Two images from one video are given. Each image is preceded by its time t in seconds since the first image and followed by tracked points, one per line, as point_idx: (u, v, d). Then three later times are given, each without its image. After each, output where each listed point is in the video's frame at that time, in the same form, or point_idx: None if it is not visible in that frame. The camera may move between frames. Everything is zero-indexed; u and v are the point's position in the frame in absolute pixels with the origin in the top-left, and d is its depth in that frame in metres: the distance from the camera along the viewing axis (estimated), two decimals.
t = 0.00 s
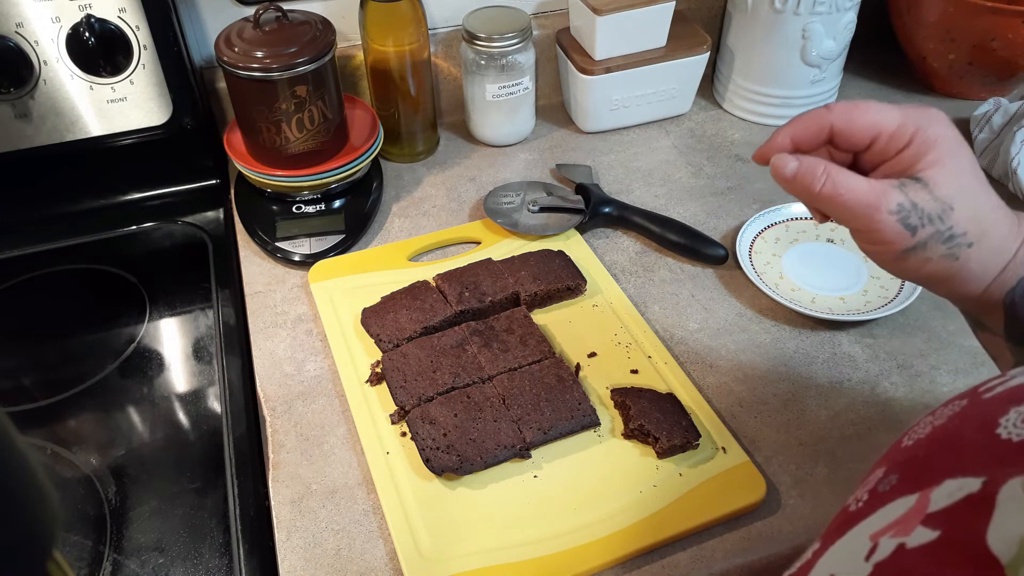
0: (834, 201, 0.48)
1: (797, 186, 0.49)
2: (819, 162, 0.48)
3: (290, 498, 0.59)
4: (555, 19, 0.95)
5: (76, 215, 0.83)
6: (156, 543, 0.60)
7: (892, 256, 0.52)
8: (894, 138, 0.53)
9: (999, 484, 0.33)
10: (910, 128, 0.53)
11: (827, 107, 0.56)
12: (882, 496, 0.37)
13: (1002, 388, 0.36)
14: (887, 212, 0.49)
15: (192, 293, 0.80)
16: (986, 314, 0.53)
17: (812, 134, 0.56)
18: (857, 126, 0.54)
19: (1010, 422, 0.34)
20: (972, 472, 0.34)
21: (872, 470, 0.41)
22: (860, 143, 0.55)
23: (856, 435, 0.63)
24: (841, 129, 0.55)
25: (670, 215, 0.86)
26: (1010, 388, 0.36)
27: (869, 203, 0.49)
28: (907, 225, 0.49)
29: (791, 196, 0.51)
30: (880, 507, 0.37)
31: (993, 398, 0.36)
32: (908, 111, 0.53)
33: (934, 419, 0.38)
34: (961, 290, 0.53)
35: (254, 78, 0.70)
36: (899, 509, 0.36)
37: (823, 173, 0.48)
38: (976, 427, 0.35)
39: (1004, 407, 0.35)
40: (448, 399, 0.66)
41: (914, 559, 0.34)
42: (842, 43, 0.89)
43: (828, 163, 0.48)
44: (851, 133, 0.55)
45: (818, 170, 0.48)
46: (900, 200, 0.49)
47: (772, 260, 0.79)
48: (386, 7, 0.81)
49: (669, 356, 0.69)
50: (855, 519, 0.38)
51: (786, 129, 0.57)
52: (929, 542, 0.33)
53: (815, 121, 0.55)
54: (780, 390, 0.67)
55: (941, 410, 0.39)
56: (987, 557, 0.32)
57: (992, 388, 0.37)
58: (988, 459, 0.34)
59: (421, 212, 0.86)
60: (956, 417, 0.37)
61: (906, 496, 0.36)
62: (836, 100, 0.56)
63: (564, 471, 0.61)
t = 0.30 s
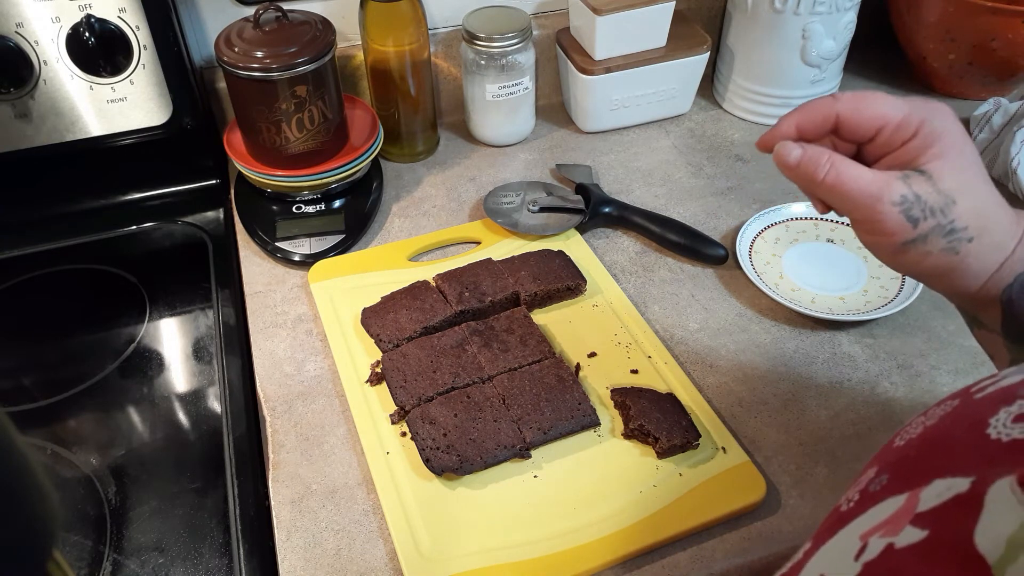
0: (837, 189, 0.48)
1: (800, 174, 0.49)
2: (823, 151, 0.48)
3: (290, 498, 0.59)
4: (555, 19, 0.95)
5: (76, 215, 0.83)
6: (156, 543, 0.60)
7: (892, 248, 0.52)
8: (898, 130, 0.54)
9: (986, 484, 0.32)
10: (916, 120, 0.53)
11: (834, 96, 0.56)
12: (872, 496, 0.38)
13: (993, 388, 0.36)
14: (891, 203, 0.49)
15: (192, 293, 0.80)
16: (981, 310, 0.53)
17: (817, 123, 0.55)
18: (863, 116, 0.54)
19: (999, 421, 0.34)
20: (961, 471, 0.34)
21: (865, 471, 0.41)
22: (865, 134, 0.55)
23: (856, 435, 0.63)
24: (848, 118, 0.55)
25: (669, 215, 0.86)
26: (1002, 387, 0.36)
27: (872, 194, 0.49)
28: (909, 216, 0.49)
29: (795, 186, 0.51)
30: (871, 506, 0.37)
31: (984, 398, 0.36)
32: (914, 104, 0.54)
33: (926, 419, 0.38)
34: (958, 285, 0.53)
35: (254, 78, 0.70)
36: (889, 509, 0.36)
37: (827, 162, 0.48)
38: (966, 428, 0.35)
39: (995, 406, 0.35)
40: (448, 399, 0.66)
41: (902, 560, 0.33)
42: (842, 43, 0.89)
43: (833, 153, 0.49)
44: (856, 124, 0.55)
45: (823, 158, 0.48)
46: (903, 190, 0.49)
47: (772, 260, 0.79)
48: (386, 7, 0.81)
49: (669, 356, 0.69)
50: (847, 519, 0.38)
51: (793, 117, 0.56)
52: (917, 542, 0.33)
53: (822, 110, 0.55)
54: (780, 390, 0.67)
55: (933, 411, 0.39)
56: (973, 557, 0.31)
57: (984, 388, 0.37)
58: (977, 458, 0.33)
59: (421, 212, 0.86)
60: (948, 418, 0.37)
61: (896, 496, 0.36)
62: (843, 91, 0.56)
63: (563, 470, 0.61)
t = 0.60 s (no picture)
0: (831, 188, 0.50)
1: (795, 177, 0.51)
2: (815, 153, 0.50)
3: (291, 498, 0.60)
4: (555, 19, 0.95)
5: (76, 215, 0.83)
6: (156, 543, 0.60)
7: (887, 243, 0.53)
8: (887, 129, 0.54)
9: (987, 483, 0.33)
10: (903, 118, 0.53)
11: (823, 100, 0.57)
12: (872, 495, 0.37)
13: (993, 386, 0.35)
14: (883, 197, 0.50)
15: (192, 293, 0.80)
16: (979, 309, 0.52)
17: (809, 126, 0.57)
18: (851, 117, 0.55)
19: (999, 420, 0.34)
20: (962, 471, 0.34)
21: (864, 470, 0.41)
22: (855, 135, 0.56)
23: (856, 435, 0.63)
24: (837, 120, 0.56)
25: (669, 215, 0.86)
26: (1002, 386, 0.35)
27: (865, 189, 0.50)
28: (902, 209, 0.50)
29: (791, 188, 0.53)
30: (872, 505, 0.37)
31: (983, 397, 0.35)
32: (901, 103, 0.54)
33: (925, 418, 0.38)
34: (955, 281, 0.53)
35: (254, 78, 0.70)
36: (888, 508, 0.36)
37: (819, 162, 0.49)
38: (965, 427, 0.35)
39: (994, 406, 0.34)
40: (448, 399, 0.66)
41: (901, 559, 0.34)
42: (842, 43, 0.89)
43: (824, 154, 0.50)
44: (845, 124, 0.56)
45: (815, 160, 0.49)
46: (895, 184, 0.50)
47: (772, 260, 0.79)
48: (386, 7, 0.81)
49: (669, 356, 0.69)
50: (846, 518, 0.38)
51: (784, 122, 0.59)
52: (917, 541, 0.34)
53: (811, 113, 0.57)
54: (780, 390, 0.67)
55: (933, 409, 0.38)
56: (974, 556, 0.32)
57: (983, 386, 0.36)
58: (978, 458, 0.33)
59: (421, 212, 0.86)
60: (947, 417, 0.36)
61: (896, 495, 0.36)
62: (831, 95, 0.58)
63: (563, 470, 0.61)
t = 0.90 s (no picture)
0: (831, 188, 0.49)
1: (795, 177, 0.50)
2: (814, 153, 0.49)
3: (290, 498, 0.60)
4: (555, 19, 0.95)
5: (76, 215, 0.83)
6: (156, 543, 0.60)
7: (887, 243, 0.53)
8: (887, 129, 0.54)
9: (993, 483, 0.32)
10: (903, 118, 0.53)
11: (823, 100, 0.57)
12: (877, 495, 0.37)
13: (998, 387, 0.35)
14: (883, 197, 0.50)
15: (192, 293, 0.80)
16: (980, 308, 0.52)
17: (809, 127, 0.57)
18: (851, 117, 0.55)
19: (1004, 420, 0.33)
20: (967, 470, 0.34)
21: (869, 469, 0.41)
22: (855, 135, 0.56)
23: (855, 435, 0.63)
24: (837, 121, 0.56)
25: (669, 215, 0.86)
26: (1006, 386, 0.35)
27: (866, 189, 0.49)
28: (902, 209, 0.50)
29: (790, 189, 0.52)
30: (877, 504, 0.37)
31: (988, 397, 0.35)
32: (900, 103, 0.54)
33: (930, 417, 0.38)
34: (956, 281, 0.53)
35: (254, 78, 0.70)
36: (893, 507, 0.36)
37: (819, 163, 0.49)
38: (970, 427, 0.35)
39: (999, 406, 0.34)
40: (447, 399, 0.66)
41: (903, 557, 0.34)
42: (842, 43, 0.89)
43: (824, 154, 0.50)
44: (845, 125, 0.56)
45: (815, 161, 0.49)
46: (895, 184, 0.50)
47: (772, 260, 0.79)
48: (387, 7, 0.81)
49: (669, 356, 0.69)
50: (850, 517, 0.38)
51: (784, 124, 0.59)
52: (922, 540, 0.34)
53: (811, 114, 0.57)
54: (780, 390, 0.67)
55: (937, 409, 0.38)
56: (979, 555, 0.32)
57: (988, 386, 0.36)
58: (982, 457, 0.33)
59: (421, 212, 0.86)
60: (951, 417, 0.36)
61: (901, 494, 0.36)
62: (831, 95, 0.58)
63: (564, 470, 0.61)
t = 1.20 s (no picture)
0: (831, 196, 0.49)
1: (795, 186, 0.50)
2: (814, 161, 0.49)
3: (290, 498, 0.59)
4: (555, 19, 0.95)
5: (76, 215, 0.83)
6: (156, 543, 0.60)
7: (888, 251, 0.53)
8: (885, 136, 0.54)
9: (996, 485, 0.33)
10: (901, 126, 0.53)
11: (820, 109, 0.57)
12: (879, 496, 0.37)
13: (1000, 389, 0.36)
14: (883, 205, 0.50)
15: (192, 293, 0.80)
16: (982, 311, 0.52)
17: (808, 136, 0.56)
18: (850, 126, 0.55)
19: (1007, 422, 0.34)
20: (970, 471, 0.34)
21: (871, 470, 0.41)
22: (853, 144, 0.56)
23: (856, 435, 0.63)
24: (836, 130, 0.56)
25: (669, 215, 0.86)
26: (1008, 388, 0.35)
27: (866, 197, 0.49)
28: (902, 216, 0.50)
29: (790, 197, 0.52)
30: (879, 506, 0.37)
31: (990, 399, 0.35)
32: (898, 110, 0.54)
33: (932, 419, 0.38)
34: (958, 286, 0.53)
35: (254, 78, 0.70)
36: (895, 509, 0.36)
37: (819, 171, 0.49)
38: (973, 429, 0.35)
39: (1001, 408, 0.34)
40: (447, 399, 0.66)
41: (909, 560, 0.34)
42: (842, 43, 0.89)
43: (823, 163, 0.50)
44: (844, 133, 0.55)
45: (815, 169, 0.49)
46: (895, 192, 0.50)
47: (772, 260, 0.79)
48: (387, 7, 0.82)
49: (669, 356, 0.69)
50: (853, 519, 0.38)
51: (783, 133, 0.58)
52: (925, 542, 0.34)
53: (810, 123, 0.56)
54: (781, 390, 0.67)
55: (939, 411, 0.38)
56: (983, 555, 0.32)
57: (989, 388, 0.36)
58: (985, 459, 0.34)
59: (421, 212, 0.86)
60: (953, 418, 0.36)
61: (904, 496, 0.36)
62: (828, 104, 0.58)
63: (564, 470, 0.61)
